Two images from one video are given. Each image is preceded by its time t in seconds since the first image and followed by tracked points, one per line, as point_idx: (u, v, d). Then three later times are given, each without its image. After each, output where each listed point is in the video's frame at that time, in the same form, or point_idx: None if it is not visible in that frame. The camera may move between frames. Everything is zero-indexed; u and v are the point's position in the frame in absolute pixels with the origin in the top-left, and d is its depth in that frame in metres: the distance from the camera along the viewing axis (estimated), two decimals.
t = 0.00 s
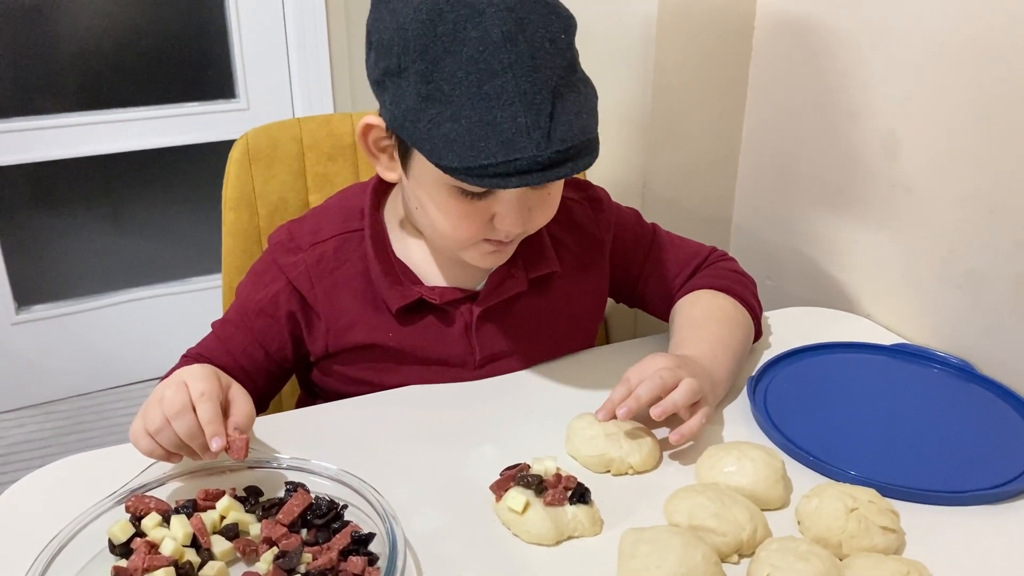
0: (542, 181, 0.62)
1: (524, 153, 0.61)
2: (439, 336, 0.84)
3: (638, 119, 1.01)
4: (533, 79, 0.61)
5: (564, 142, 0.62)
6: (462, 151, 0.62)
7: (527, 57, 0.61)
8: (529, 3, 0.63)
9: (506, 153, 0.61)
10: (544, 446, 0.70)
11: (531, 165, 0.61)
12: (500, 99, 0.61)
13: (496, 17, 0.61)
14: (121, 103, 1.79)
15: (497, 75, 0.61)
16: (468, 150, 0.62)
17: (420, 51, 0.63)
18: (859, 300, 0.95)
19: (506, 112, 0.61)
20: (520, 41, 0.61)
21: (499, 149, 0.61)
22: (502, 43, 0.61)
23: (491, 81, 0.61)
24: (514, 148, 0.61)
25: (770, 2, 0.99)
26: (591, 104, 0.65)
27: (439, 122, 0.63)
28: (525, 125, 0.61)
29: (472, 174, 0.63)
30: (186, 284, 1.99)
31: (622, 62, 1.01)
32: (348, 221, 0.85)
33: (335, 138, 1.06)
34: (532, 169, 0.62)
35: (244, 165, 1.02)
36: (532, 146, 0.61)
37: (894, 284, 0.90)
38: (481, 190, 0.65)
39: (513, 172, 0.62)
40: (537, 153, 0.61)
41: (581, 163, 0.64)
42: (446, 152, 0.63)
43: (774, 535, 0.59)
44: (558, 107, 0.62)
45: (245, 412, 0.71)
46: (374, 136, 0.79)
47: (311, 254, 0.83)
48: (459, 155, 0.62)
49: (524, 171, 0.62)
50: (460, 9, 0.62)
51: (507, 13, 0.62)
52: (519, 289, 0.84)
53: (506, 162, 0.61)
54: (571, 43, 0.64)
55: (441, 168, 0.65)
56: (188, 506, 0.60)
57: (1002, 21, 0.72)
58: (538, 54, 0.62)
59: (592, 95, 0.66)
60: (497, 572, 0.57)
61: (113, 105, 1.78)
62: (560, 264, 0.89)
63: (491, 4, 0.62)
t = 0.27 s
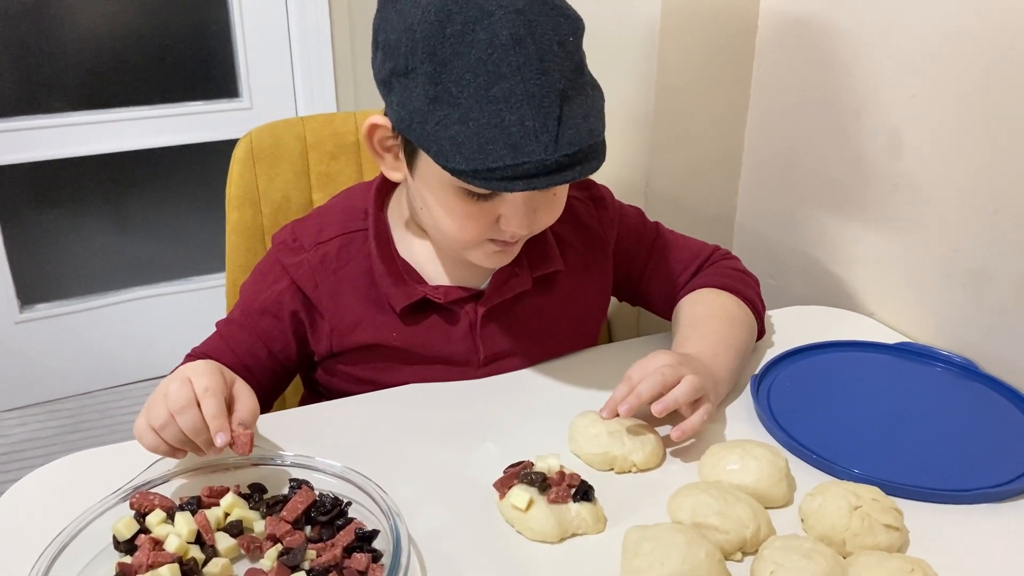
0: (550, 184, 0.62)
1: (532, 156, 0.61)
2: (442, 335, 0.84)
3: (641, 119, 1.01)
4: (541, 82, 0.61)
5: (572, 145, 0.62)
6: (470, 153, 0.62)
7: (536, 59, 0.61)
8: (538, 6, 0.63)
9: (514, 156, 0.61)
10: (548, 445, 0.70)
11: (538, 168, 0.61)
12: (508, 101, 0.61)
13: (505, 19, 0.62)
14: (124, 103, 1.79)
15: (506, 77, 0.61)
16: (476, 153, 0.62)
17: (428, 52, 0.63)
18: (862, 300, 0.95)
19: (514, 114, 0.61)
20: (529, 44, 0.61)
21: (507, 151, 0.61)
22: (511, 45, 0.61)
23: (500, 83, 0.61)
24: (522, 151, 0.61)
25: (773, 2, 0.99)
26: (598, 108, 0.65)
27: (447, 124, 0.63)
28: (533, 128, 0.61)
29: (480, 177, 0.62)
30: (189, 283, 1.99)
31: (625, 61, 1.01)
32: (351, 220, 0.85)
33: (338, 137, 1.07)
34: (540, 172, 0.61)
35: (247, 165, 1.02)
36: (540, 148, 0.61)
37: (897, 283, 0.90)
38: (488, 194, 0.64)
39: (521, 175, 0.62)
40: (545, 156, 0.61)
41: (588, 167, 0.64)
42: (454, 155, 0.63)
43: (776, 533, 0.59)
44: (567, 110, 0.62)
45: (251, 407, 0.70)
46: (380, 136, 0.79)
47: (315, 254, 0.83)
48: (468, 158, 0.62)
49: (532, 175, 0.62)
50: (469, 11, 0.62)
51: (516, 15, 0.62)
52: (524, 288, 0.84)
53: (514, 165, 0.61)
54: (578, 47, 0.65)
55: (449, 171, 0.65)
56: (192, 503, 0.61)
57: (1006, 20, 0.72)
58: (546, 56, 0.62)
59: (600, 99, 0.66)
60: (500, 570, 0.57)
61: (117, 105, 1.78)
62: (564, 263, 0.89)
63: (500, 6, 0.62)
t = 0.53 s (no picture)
0: (549, 191, 0.62)
1: (532, 162, 0.61)
2: (444, 336, 0.84)
3: (643, 120, 1.01)
4: (542, 88, 0.61)
5: (572, 151, 0.62)
6: (470, 159, 0.62)
7: (537, 65, 0.61)
8: (539, 11, 0.63)
9: (514, 162, 0.61)
10: (549, 446, 0.70)
11: (538, 174, 0.61)
12: (509, 107, 0.61)
13: (506, 23, 0.62)
14: (126, 103, 1.79)
15: (507, 82, 0.61)
16: (476, 158, 0.62)
17: (429, 57, 0.63)
18: (863, 300, 0.95)
19: (515, 120, 0.61)
20: (530, 49, 0.62)
21: (507, 157, 0.61)
22: (512, 50, 0.61)
23: (500, 89, 0.61)
24: (522, 157, 0.61)
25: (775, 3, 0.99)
26: (599, 114, 0.66)
27: (447, 128, 0.63)
28: (533, 134, 0.61)
29: (479, 182, 0.63)
30: (190, 283, 2.00)
31: (627, 62, 1.01)
32: (353, 222, 0.86)
33: (340, 138, 1.07)
34: (540, 178, 0.62)
35: (250, 166, 1.02)
36: (540, 154, 0.61)
37: (899, 284, 0.90)
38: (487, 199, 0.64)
39: (520, 181, 0.62)
40: (544, 163, 0.61)
41: (588, 173, 0.64)
42: (454, 160, 0.63)
43: (777, 534, 0.59)
44: (567, 116, 0.62)
45: (253, 409, 0.71)
46: (381, 138, 0.79)
47: (316, 255, 0.83)
48: (467, 163, 0.62)
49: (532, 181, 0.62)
50: (470, 15, 0.62)
51: (517, 20, 0.62)
52: (525, 291, 0.84)
53: (514, 171, 0.61)
54: (580, 52, 0.65)
55: (449, 176, 0.65)
56: (194, 504, 0.61)
57: (1008, 21, 0.72)
58: (547, 62, 0.62)
59: (600, 106, 0.66)
60: (500, 571, 0.57)
61: (119, 105, 1.78)
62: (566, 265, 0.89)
63: (502, 11, 0.62)
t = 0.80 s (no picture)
0: (535, 189, 0.62)
1: (519, 160, 0.61)
2: (446, 339, 0.84)
3: (645, 121, 1.01)
4: (533, 87, 0.61)
5: (560, 151, 0.62)
6: (458, 155, 0.62)
7: (530, 65, 0.61)
8: (536, 11, 0.63)
9: (501, 160, 0.61)
10: (550, 447, 0.70)
11: (525, 173, 0.61)
12: (498, 105, 0.61)
13: (501, 22, 0.61)
14: (128, 104, 1.79)
15: (498, 81, 0.61)
16: (464, 155, 0.62)
17: (423, 52, 0.63)
18: (865, 301, 0.95)
19: (504, 118, 0.61)
20: (523, 49, 0.61)
21: (494, 155, 0.61)
22: (505, 49, 0.61)
23: (491, 87, 0.61)
24: (509, 155, 0.61)
25: (776, 4, 0.99)
26: (593, 115, 0.65)
27: (437, 125, 0.63)
28: (522, 132, 0.61)
29: (466, 178, 0.63)
30: (192, 284, 2.00)
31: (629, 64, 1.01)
32: (356, 223, 0.86)
33: (342, 139, 1.07)
34: (526, 177, 0.62)
35: (252, 167, 1.02)
36: (526, 153, 0.61)
37: (900, 285, 0.90)
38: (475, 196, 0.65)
39: (507, 179, 0.62)
40: (531, 162, 0.61)
41: (577, 174, 0.64)
42: (442, 155, 0.63)
43: (779, 536, 0.59)
44: (558, 116, 0.62)
45: (256, 410, 0.71)
46: (380, 135, 0.79)
47: (319, 257, 0.83)
48: (456, 159, 0.63)
49: (518, 179, 0.62)
50: (466, 13, 0.62)
51: (513, 19, 0.62)
52: (528, 293, 0.84)
53: (500, 169, 0.61)
54: (577, 53, 0.64)
55: (438, 171, 0.65)
56: (196, 505, 0.61)
57: (1010, 24, 0.72)
58: (540, 62, 0.62)
59: (596, 107, 0.66)
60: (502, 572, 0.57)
61: (122, 106, 1.79)
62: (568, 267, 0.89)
63: (498, 10, 0.62)
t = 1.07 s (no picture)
0: (510, 186, 0.62)
1: (494, 156, 0.61)
2: (449, 339, 0.84)
3: (648, 122, 1.01)
4: (516, 85, 0.61)
5: (538, 150, 0.61)
6: (437, 148, 0.62)
7: (514, 62, 0.61)
8: (528, 10, 0.63)
9: (476, 155, 0.61)
10: (554, 446, 0.70)
11: (499, 169, 0.61)
12: (479, 100, 0.61)
13: (490, 19, 0.61)
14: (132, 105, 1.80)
15: (481, 76, 0.61)
16: (441, 148, 0.62)
17: (412, 45, 0.63)
18: (869, 301, 0.95)
19: (483, 113, 0.61)
20: (509, 46, 0.61)
21: (470, 149, 0.61)
22: (491, 45, 0.61)
23: (474, 83, 0.61)
24: (486, 151, 0.61)
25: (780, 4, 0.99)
26: (580, 117, 0.65)
27: (419, 118, 0.63)
28: (499, 128, 0.61)
29: (443, 172, 0.63)
30: (196, 284, 2.00)
31: (632, 64, 1.01)
32: (359, 223, 0.86)
33: (345, 139, 1.07)
34: (501, 173, 0.61)
35: (255, 167, 1.02)
36: (502, 150, 0.61)
37: (904, 286, 0.90)
38: (454, 191, 0.65)
39: (482, 174, 0.62)
40: (507, 158, 0.61)
41: (558, 174, 0.63)
42: (422, 148, 0.63)
43: (783, 536, 0.59)
44: (540, 115, 0.62)
45: (260, 412, 0.70)
46: (379, 128, 0.79)
47: (322, 257, 0.83)
48: (433, 152, 0.63)
49: (494, 175, 0.62)
50: (458, 8, 0.62)
51: (502, 17, 0.61)
52: (532, 293, 0.84)
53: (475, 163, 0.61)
54: (568, 55, 0.64)
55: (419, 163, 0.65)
56: (200, 505, 0.61)
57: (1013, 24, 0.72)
58: (526, 60, 0.61)
59: (585, 110, 0.65)
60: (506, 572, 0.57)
61: (125, 106, 1.79)
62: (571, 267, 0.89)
63: (487, 7, 0.62)
